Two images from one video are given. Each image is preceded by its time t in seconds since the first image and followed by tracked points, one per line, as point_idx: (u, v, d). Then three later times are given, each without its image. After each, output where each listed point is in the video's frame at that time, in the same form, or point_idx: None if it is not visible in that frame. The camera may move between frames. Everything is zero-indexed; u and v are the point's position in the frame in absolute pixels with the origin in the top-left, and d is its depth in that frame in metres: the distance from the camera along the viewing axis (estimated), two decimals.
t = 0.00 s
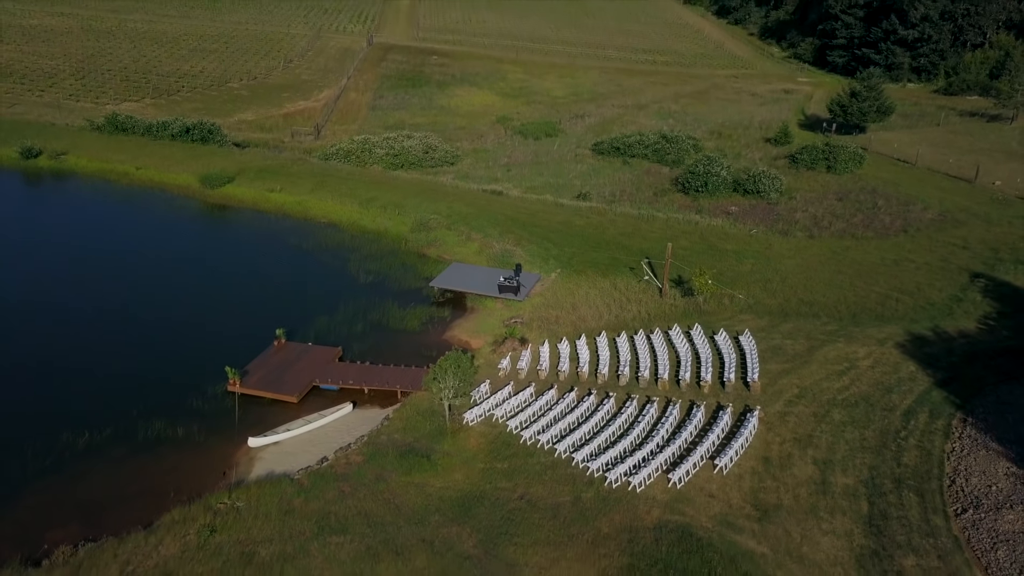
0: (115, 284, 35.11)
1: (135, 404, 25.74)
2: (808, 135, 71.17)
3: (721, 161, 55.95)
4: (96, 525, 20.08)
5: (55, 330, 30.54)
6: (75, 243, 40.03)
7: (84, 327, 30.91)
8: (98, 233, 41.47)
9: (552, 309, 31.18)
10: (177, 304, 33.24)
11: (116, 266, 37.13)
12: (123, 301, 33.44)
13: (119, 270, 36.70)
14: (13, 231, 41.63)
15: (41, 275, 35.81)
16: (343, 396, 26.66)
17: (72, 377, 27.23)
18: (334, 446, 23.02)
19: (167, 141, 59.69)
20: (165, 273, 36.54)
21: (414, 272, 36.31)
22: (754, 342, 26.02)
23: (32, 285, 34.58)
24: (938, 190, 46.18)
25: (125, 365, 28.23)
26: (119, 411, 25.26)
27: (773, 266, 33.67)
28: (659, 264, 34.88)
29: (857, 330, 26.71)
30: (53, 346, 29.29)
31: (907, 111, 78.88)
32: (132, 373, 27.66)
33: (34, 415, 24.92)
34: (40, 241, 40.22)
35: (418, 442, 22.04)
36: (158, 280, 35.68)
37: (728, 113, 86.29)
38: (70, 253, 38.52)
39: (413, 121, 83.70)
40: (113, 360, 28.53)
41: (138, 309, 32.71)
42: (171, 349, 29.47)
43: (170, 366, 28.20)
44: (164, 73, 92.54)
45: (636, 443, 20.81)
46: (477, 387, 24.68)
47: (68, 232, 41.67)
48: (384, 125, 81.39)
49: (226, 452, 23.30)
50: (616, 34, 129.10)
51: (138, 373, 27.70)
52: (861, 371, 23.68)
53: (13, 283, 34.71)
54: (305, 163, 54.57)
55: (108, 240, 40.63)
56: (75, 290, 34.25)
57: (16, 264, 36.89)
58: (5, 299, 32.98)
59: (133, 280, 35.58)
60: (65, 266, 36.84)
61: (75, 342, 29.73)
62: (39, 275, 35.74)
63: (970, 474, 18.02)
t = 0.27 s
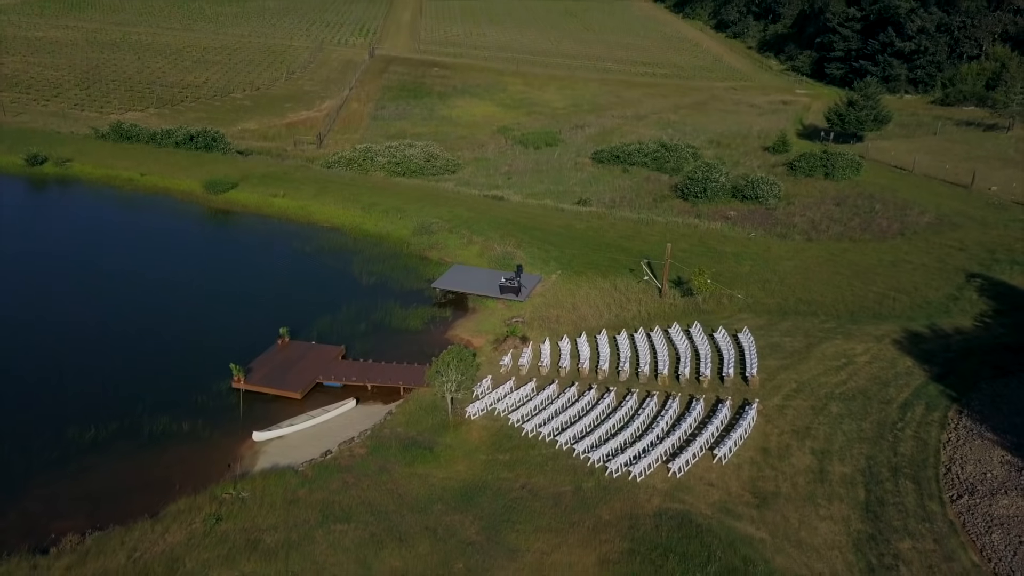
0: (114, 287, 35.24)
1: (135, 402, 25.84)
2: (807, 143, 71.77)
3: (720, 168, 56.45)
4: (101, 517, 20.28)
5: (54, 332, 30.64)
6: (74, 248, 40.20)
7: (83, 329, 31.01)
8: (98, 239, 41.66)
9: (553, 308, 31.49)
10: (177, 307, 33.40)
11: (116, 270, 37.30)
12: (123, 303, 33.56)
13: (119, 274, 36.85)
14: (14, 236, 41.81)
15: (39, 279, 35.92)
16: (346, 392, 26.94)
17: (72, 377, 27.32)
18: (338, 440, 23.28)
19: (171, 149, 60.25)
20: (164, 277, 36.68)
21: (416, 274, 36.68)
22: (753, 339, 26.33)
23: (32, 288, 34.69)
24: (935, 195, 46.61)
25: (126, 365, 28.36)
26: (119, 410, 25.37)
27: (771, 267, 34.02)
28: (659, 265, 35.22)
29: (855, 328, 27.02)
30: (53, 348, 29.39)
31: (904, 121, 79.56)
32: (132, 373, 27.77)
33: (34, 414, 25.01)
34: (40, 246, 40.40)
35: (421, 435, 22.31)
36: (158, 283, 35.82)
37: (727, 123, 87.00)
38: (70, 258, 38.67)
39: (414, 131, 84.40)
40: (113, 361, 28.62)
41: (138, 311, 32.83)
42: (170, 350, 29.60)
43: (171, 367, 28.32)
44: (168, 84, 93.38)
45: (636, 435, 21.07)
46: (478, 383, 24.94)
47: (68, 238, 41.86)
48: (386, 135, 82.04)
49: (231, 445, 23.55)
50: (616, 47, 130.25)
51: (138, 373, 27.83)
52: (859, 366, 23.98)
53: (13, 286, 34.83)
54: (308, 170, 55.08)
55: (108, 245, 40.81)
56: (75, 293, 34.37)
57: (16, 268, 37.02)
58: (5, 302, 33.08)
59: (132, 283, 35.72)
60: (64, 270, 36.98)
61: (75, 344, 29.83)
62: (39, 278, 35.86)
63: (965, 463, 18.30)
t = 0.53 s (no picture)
0: (113, 290, 35.38)
1: (134, 401, 25.98)
2: (805, 151, 72.26)
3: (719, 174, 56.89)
4: (106, 509, 20.47)
5: (53, 334, 30.75)
6: (76, 253, 40.42)
7: (83, 331, 31.15)
8: (98, 244, 41.84)
9: (554, 309, 31.76)
10: (176, 309, 33.58)
11: (115, 273, 37.45)
12: (122, 306, 33.71)
13: (118, 278, 37.01)
14: (14, 242, 41.95)
15: (40, 282, 36.11)
16: (349, 390, 27.17)
17: (72, 378, 27.43)
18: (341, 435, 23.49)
19: (175, 155, 60.72)
20: (163, 280, 36.84)
21: (418, 276, 36.99)
22: (753, 337, 26.60)
23: (30, 291, 34.81)
24: (932, 200, 46.99)
25: (125, 365, 28.52)
26: (119, 408, 25.50)
27: (770, 269, 34.32)
28: (659, 267, 35.53)
29: (853, 326, 27.29)
30: (52, 349, 29.50)
31: (902, 129, 80.14)
32: (131, 373, 27.91)
33: (34, 412, 25.12)
34: (41, 251, 40.57)
35: (424, 429, 22.54)
36: (156, 286, 35.97)
37: (726, 132, 87.61)
38: (69, 262, 38.84)
39: (416, 140, 84.97)
40: (112, 361, 28.74)
41: (137, 313, 32.97)
42: (170, 350, 29.73)
43: (170, 367, 28.45)
44: (171, 93, 94.09)
45: (636, 429, 21.29)
46: (480, 378, 25.16)
47: (69, 243, 42.08)
48: (388, 143, 82.57)
49: (236, 440, 23.75)
50: (616, 59, 131.28)
51: (137, 373, 27.96)
52: (857, 362, 24.23)
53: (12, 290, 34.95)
54: (310, 176, 55.51)
55: (108, 249, 40.98)
56: (74, 296, 34.50)
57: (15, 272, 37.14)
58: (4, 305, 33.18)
59: (132, 287, 35.89)
60: (63, 274, 37.12)
61: (74, 345, 29.96)
62: (37, 282, 35.99)
63: (962, 453, 18.54)
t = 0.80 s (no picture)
0: (115, 294, 35.69)
1: (136, 400, 26.20)
2: (804, 159, 72.77)
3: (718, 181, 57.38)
4: (112, 504, 20.70)
5: (54, 337, 31.01)
6: (82, 257, 40.85)
7: (83, 334, 31.40)
8: (99, 250, 42.13)
9: (555, 309, 32.04)
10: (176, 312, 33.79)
11: (114, 278, 37.68)
12: (122, 309, 33.94)
13: (119, 282, 37.29)
14: (16, 247, 42.29)
15: (47, 286, 36.52)
16: (352, 388, 27.45)
17: (73, 378, 27.66)
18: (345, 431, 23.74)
19: (179, 163, 61.22)
20: (163, 284, 37.12)
21: (420, 279, 37.34)
22: (752, 336, 26.89)
23: (31, 296, 35.06)
24: (929, 205, 47.37)
25: (126, 366, 28.73)
26: (120, 407, 25.72)
27: (768, 272, 34.66)
28: (659, 270, 35.84)
29: (851, 326, 27.59)
30: (54, 352, 29.74)
31: (900, 138, 80.73)
32: (132, 374, 28.13)
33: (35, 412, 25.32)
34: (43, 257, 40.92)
35: (427, 424, 22.80)
36: (157, 290, 36.26)
37: (725, 142, 88.25)
38: (69, 268, 39.09)
39: (417, 149, 85.56)
40: (113, 363, 28.97)
41: (137, 316, 33.24)
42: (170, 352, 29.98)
43: (171, 368, 28.70)
44: (174, 103, 94.82)
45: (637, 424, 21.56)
46: (482, 377, 25.47)
47: (75, 247, 42.51)
48: (389, 152, 83.12)
49: (240, 436, 24.01)
50: (616, 71, 132.39)
51: (138, 373, 28.20)
52: (854, 359, 24.52)
53: (13, 294, 35.23)
54: (313, 182, 55.98)
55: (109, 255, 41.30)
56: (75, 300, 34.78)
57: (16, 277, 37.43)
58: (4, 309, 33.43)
59: (132, 291, 36.17)
60: (69, 278, 37.53)
61: (75, 348, 30.19)
62: (39, 287, 36.32)
63: (958, 444, 18.80)
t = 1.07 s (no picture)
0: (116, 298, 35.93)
1: (138, 399, 26.39)
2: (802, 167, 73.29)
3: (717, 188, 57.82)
4: (117, 497, 20.94)
5: (57, 339, 31.20)
6: (88, 262, 41.22)
7: (85, 335, 31.60)
8: (104, 254, 42.48)
9: (556, 310, 32.33)
10: (177, 314, 34.00)
11: (120, 281, 38.03)
12: (124, 312, 34.17)
13: (121, 286, 37.53)
14: (19, 253, 42.57)
15: (54, 289, 36.89)
16: (355, 386, 27.73)
17: (75, 378, 27.83)
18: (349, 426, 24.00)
19: (182, 170, 61.70)
20: (165, 288, 37.36)
21: (422, 282, 37.70)
22: (751, 334, 27.18)
23: (32, 299, 35.28)
24: (927, 211, 47.77)
25: (128, 366, 28.92)
26: (123, 406, 25.92)
27: (767, 274, 34.99)
28: (659, 272, 36.17)
29: (848, 325, 27.89)
30: (57, 353, 29.93)
31: (897, 147, 81.31)
32: (134, 373, 28.32)
33: (38, 410, 25.50)
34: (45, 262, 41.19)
35: (430, 419, 23.06)
36: (158, 293, 36.49)
37: (724, 151, 88.86)
38: (71, 273, 39.35)
39: (418, 158, 86.14)
40: (115, 363, 29.17)
41: (139, 318, 33.46)
42: (173, 352, 30.20)
43: (173, 367, 28.90)
44: (177, 112, 95.52)
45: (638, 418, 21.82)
46: (484, 374, 25.75)
47: (81, 252, 42.88)
48: (391, 160, 83.66)
49: (245, 432, 24.27)
50: (615, 82, 133.39)
51: (141, 372, 28.40)
52: (852, 356, 24.81)
53: (15, 298, 35.47)
54: (315, 188, 56.43)
55: (111, 260, 41.57)
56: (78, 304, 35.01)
57: (18, 282, 37.68)
58: (9, 312, 33.72)
59: (134, 294, 36.42)
60: (75, 282, 37.87)
61: (77, 349, 30.37)
62: (40, 291, 36.57)
63: (954, 436, 19.06)
